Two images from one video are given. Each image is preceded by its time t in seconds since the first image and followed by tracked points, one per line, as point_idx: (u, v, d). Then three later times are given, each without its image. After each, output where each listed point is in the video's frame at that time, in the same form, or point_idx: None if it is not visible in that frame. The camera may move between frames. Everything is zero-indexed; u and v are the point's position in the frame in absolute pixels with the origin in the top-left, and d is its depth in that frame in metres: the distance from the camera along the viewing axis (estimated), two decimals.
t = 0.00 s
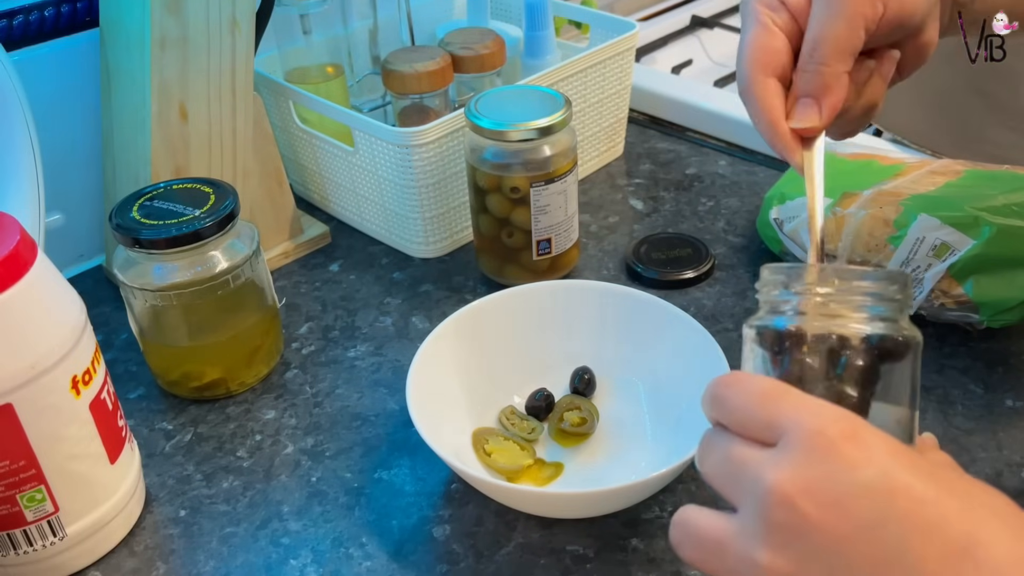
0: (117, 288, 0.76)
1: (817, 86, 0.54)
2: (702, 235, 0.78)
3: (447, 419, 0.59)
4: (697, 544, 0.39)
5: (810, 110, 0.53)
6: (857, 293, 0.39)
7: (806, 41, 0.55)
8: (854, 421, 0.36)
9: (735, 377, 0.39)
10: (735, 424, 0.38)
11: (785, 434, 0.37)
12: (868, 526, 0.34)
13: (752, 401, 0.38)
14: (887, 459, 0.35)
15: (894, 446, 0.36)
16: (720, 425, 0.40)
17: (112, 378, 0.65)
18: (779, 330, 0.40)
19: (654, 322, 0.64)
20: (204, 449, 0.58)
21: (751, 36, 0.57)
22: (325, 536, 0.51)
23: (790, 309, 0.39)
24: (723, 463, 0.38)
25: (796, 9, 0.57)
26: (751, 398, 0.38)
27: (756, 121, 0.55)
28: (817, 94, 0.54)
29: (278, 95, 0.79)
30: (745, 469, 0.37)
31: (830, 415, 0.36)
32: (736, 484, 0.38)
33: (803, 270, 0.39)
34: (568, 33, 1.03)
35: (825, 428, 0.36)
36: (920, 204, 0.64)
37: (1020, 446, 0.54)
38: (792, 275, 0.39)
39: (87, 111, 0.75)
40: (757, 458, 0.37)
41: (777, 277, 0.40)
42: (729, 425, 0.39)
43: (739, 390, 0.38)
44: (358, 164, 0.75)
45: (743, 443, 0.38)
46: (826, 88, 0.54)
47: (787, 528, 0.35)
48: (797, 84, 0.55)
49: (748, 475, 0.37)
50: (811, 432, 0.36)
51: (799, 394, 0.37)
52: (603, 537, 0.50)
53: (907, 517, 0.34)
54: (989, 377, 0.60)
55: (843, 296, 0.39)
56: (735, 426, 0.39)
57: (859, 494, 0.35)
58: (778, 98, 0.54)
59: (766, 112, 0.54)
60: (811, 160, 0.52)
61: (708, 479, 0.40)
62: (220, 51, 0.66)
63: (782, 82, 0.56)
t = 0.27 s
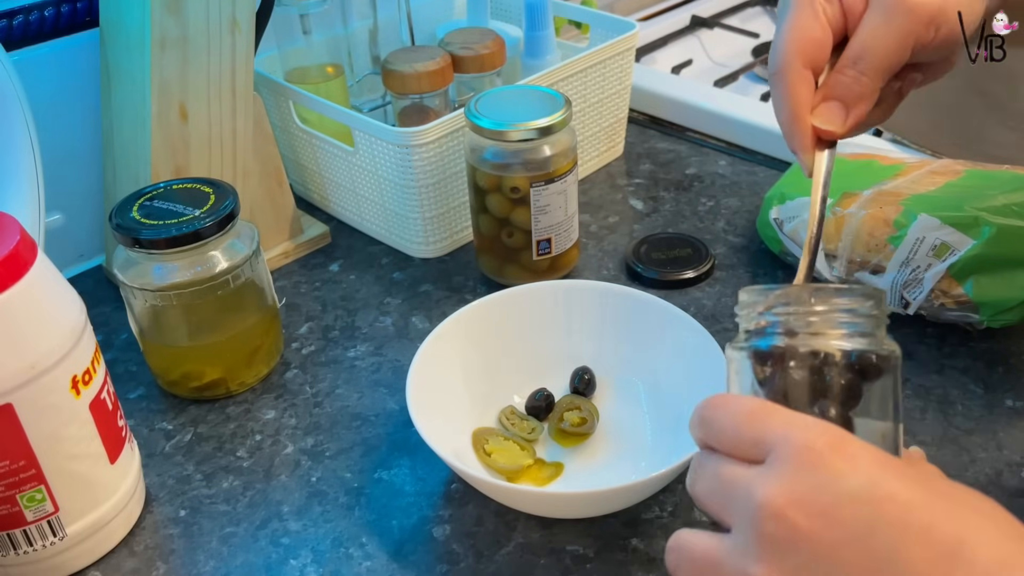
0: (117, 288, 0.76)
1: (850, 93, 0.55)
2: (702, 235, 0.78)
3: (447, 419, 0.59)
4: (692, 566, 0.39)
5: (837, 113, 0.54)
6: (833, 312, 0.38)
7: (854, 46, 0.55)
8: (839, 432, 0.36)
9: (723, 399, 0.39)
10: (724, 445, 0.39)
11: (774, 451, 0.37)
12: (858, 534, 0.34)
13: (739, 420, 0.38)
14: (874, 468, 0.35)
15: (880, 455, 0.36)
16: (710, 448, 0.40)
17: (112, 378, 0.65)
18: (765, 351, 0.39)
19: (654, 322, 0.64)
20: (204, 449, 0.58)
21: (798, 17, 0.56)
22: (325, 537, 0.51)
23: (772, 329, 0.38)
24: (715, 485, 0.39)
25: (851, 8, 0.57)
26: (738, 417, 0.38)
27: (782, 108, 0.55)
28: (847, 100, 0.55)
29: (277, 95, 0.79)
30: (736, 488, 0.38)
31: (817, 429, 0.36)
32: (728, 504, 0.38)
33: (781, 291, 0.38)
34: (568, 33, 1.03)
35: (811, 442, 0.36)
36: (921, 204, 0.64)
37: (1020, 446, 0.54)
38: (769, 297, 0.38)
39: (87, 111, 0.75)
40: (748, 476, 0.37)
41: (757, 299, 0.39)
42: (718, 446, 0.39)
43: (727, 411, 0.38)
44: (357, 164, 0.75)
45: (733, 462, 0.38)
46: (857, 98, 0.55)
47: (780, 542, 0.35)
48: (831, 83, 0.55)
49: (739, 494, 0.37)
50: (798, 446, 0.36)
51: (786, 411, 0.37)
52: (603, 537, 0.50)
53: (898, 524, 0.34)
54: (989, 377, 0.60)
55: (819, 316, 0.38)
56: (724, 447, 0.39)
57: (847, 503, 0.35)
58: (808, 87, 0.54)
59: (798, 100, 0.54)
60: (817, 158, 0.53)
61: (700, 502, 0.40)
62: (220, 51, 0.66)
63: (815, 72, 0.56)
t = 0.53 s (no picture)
0: (117, 287, 0.76)
1: (861, 105, 0.55)
2: (702, 235, 0.78)
3: (446, 419, 0.59)
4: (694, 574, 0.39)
5: (850, 124, 0.54)
6: (832, 324, 0.40)
7: (866, 61, 0.55)
8: (834, 432, 0.37)
9: (723, 412, 0.40)
10: (724, 455, 0.40)
11: (770, 451, 0.38)
12: (852, 521, 0.34)
13: (737, 428, 0.39)
14: (868, 460, 0.36)
15: (877, 452, 0.36)
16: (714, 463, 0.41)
17: (112, 378, 0.65)
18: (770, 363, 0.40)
19: (654, 321, 0.64)
20: (204, 449, 0.58)
21: (813, 36, 0.57)
22: (325, 536, 0.51)
23: (777, 342, 0.40)
24: (715, 491, 0.39)
25: (867, 28, 0.57)
26: (736, 424, 0.39)
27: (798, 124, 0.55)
28: (859, 112, 0.55)
29: (278, 95, 0.79)
30: (734, 491, 0.38)
31: (811, 428, 0.37)
32: (727, 507, 0.38)
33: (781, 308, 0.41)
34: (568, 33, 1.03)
35: (806, 439, 0.37)
36: (921, 204, 0.64)
37: (1020, 446, 0.54)
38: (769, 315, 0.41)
39: (87, 111, 0.75)
40: (745, 478, 0.38)
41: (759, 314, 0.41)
42: (720, 458, 0.40)
43: (726, 420, 0.40)
44: (358, 164, 0.75)
45: (733, 470, 0.39)
46: (869, 109, 0.55)
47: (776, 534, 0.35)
48: (844, 96, 0.55)
49: (737, 495, 0.38)
50: (793, 443, 0.37)
51: (783, 417, 0.39)
52: (603, 536, 0.50)
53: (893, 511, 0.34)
54: (989, 377, 0.60)
55: (821, 327, 0.40)
56: (726, 458, 0.40)
57: (841, 492, 0.35)
58: (822, 101, 0.55)
59: (810, 114, 0.54)
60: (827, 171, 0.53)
61: (704, 516, 0.40)
62: (220, 51, 0.66)
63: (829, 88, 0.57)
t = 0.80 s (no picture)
0: (117, 287, 0.76)
1: (872, 162, 0.55)
2: (702, 235, 0.78)
3: (446, 418, 0.59)
4: (709, 555, 0.38)
5: (865, 182, 0.54)
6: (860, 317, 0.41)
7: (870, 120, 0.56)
8: (852, 419, 0.38)
9: (742, 398, 0.41)
10: (745, 438, 0.40)
11: (789, 433, 0.38)
12: (867, 502, 0.35)
13: (757, 411, 0.39)
14: (881, 445, 0.36)
15: (893, 440, 0.37)
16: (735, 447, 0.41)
17: (111, 378, 0.65)
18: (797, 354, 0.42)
19: (655, 321, 0.64)
20: (204, 449, 0.58)
21: (816, 112, 0.58)
22: (325, 536, 0.51)
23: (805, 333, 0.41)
24: (733, 472, 0.39)
25: (863, 93, 0.58)
26: (756, 407, 0.39)
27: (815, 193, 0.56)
28: (873, 168, 0.55)
29: (278, 95, 0.79)
30: (751, 471, 0.38)
31: (829, 413, 0.38)
32: (744, 487, 0.38)
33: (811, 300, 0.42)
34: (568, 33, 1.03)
35: (824, 423, 0.37)
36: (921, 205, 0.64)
37: (1020, 446, 0.54)
38: (798, 305, 0.42)
39: (88, 111, 0.75)
40: (762, 459, 0.38)
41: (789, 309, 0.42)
42: (740, 442, 0.40)
43: (745, 403, 0.40)
44: (358, 165, 0.75)
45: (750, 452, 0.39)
46: (882, 165, 0.55)
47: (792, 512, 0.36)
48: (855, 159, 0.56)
49: (754, 474, 0.38)
50: (812, 426, 0.37)
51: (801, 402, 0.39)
52: (603, 537, 0.50)
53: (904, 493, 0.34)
54: (989, 377, 0.60)
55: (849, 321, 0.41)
56: (745, 441, 0.40)
57: (857, 474, 0.35)
58: (834, 167, 0.55)
59: (824, 181, 0.55)
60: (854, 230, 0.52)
61: (724, 499, 0.40)
62: (220, 51, 0.66)
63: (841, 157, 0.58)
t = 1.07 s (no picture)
0: (117, 288, 0.76)
1: (868, 198, 0.53)
2: (702, 235, 0.78)
3: (446, 418, 0.59)
4: (715, 552, 0.39)
5: (861, 218, 0.52)
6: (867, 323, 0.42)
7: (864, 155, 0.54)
8: (863, 421, 0.38)
9: (751, 399, 0.41)
10: (753, 438, 0.40)
11: (799, 433, 0.38)
12: (877, 501, 0.35)
13: (768, 411, 0.40)
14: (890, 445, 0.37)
15: (902, 442, 0.37)
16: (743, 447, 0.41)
17: (112, 378, 0.65)
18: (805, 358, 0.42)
19: (655, 321, 0.64)
20: (204, 449, 0.58)
21: (812, 153, 0.57)
22: (325, 537, 0.51)
23: (814, 332, 0.42)
24: (740, 471, 0.39)
25: (858, 130, 0.56)
26: (766, 407, 0.40)
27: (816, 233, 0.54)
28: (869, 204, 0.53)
29: (278, 95, 0.79)
30: (760, 469, 0.38)
31: (839, 415, 0.38)
32: (753, 486, 0.39)
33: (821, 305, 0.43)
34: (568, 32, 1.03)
35: (835, 423, 0.38)
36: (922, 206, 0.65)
37: (1020, 446, 0.54)
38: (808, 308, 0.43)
39: (88, 111, 0.75)
40: (773, 458, 0.38)
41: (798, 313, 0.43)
42: (749, 442, 0.41)
43: (756, 403, 0.41)
44: (358, 165, 0.75)
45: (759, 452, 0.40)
46: (878, 200, 0.53)
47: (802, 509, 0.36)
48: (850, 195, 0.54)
49: (763, 472, 0.38)
50: (824, 426, 0.38)
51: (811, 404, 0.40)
52: (603, 537, 0.50)
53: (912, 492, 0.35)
54: (989, 377, 0.60)
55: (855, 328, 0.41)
56: (754, 442, 0.40)
57: (866, 472, 0.36)
58: (831, 207, 0.54)
59: (822, 223, 0.53)
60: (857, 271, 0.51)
61: (729, 498, 0.40)
62: (220, 51, 0.66)
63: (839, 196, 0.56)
